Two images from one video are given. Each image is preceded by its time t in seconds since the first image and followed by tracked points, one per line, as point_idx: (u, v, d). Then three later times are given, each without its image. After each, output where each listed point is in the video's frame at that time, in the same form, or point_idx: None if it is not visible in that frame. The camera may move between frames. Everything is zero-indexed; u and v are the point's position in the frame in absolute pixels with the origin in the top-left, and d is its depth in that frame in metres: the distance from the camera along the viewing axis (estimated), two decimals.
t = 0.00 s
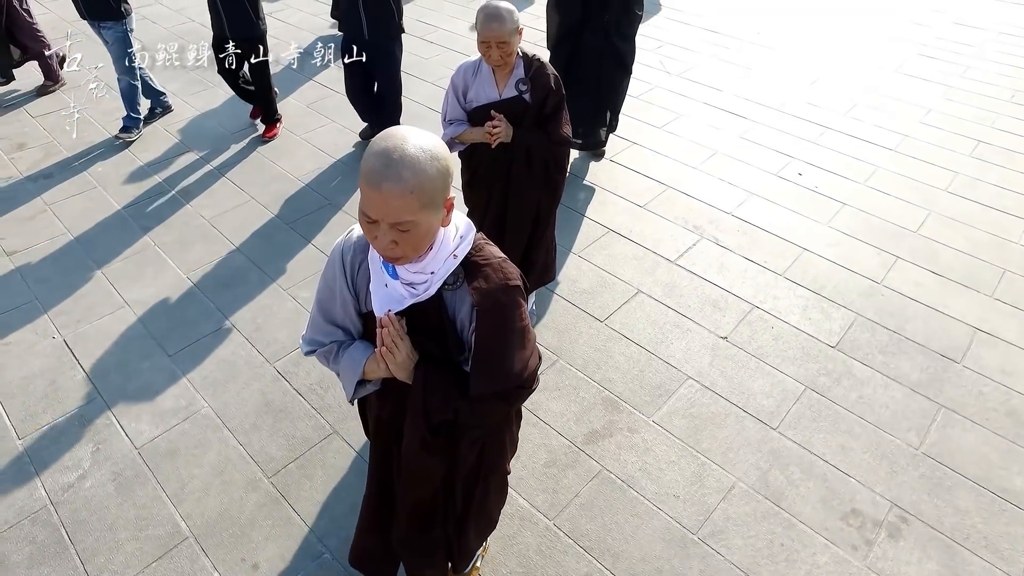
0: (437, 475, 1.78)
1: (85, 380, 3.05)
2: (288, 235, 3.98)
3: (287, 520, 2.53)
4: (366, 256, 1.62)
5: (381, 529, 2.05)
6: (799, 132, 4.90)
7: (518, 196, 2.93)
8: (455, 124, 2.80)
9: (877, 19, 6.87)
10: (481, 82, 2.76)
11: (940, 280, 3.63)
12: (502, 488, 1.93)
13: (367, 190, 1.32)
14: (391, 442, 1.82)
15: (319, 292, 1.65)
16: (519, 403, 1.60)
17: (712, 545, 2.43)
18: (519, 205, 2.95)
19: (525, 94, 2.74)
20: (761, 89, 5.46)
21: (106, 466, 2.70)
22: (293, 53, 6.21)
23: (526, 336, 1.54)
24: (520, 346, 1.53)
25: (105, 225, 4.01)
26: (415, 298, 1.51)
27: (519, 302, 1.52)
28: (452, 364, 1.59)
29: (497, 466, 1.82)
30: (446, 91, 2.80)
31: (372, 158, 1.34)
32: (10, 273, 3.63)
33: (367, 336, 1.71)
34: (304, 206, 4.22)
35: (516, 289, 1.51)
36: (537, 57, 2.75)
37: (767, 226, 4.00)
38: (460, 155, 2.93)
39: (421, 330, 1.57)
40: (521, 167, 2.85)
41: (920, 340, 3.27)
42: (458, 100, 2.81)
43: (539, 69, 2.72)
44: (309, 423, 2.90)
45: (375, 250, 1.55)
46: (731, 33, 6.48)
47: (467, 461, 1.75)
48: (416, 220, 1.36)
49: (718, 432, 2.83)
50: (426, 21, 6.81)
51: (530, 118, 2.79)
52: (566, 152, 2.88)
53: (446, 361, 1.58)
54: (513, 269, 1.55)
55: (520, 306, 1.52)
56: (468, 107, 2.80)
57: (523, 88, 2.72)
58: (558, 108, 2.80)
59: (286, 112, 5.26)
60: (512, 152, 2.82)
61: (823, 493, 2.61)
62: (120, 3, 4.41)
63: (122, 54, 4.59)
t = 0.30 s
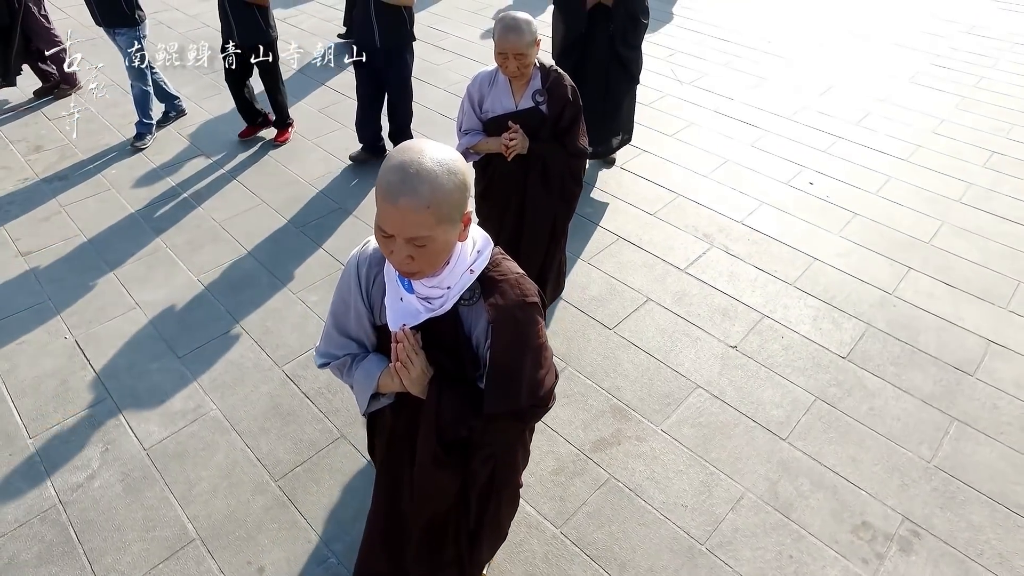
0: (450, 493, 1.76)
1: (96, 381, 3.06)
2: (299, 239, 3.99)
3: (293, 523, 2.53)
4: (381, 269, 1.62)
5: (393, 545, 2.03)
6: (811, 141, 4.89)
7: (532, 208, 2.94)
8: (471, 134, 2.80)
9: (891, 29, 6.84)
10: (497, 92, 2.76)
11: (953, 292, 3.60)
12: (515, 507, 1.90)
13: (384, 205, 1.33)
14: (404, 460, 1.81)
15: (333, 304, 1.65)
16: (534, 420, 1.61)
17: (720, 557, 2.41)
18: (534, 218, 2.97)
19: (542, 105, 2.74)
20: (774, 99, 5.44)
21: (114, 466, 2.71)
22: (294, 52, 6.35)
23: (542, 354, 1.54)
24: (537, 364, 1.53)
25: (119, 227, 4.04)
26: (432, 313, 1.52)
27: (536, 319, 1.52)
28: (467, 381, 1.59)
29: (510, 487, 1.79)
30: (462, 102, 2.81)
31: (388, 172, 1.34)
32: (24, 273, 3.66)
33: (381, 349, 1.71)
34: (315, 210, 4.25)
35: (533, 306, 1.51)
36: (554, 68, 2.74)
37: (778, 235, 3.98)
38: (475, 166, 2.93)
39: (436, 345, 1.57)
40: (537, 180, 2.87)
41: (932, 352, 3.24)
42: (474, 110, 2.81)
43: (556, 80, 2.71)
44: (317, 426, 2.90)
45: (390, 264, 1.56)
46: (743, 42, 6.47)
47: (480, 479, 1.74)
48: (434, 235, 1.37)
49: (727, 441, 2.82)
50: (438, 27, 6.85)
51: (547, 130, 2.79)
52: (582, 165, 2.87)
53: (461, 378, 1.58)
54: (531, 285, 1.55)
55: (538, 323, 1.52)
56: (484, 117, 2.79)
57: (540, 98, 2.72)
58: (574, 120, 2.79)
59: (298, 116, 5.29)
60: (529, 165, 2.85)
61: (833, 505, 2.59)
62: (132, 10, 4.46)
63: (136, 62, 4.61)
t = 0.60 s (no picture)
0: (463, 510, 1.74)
1: (106, 381, 3.09)
2: (310, 243, 4.01)
3: (300, 527, 2.53)
4: (391, 280, 1.63)
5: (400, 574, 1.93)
6: (823, 150, 4.87)
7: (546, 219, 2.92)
8: (485, 143, 2.81)
9: (904, 39, 6.80)
10: (513, 101, 2.77)
11: (967, 303, 3.57)
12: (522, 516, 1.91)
13: (396, 220, 1.33)
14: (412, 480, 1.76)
15: (343, 314, 1.64)
16: (545, 437, 1.62)
17: (728, 568, 2.39)
18: (549, 231, 2.93)
19: (558, 115, 2.74)
20: (785, 108, 5.43)
21: (123, 467, 2.72)
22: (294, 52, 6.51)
23: (555, 370, 1.54)
24: (550, 380, 1.53)
25: (131, 229, 4.08)
26: (442, 327, 1.52)
27: (550, 335, 1.52)
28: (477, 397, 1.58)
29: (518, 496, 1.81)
30: (477, 110, 2.82)
31: (401, 187, 1.35)
32: (38, 274, 3.70)
33: (390, 360, 1.71)
34: (325, 214, 4.27)
35: (547, 322, 1.51)
36: (571, 79, 2.76)
37: (790, 244, 3.96)
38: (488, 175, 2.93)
39: (447, 361, 1.56)
40: (553, 191, 2.86)
41: (945, 364, 3.21)
42: (489, 119, 2.83)
43: (573, 91, 2.73)
44: (324, 430, 2.91)
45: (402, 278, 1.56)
46: (754, 51, 6.46)
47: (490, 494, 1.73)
48: (447, 250, 1.37)
49: (736, 451, 2.80)
50: (450, 34, 6.89)
51: (564, 140, 2.78)
52: (598, 177, 2.87)
53: (472, 395, 1.57)
54: (544, 301, 1.55)
55: (551, 340, 1.52)
56: (499, 126, 2.81)
57: (555, 109, 2.73)
58: (590, 132, 2.79)
59: (310, 121, 5.33)
60: (544, 174, 2.83)
61: (843, 517, 2.56)
62: (147, 17, 4.51)
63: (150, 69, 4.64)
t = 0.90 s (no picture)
0: (469, 525, 1.74)
1: (117, 382, 3.11)
2: (321, 248, 4.03)
3: (307, 530, 2.53)
4: (399, 292, 1.59)
5: None
6: (835, 160, 4.85)
7: (560, 230, 2.92)
8: (499, 152, 2.82)
9: (917, 48, 6.77)
10: (527, 111, 2.77)
11: (980, 314, 3.53)
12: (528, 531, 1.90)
13: (405, 236, 1.31)
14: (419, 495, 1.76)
15: (350, 325, 1.62)
16: (553, 457, 1.64)
17: None
18: (565, 242, 2.93)
19: (572, 126, 2.73)
20: (797, 117, 5.41)
21: (133, 467, 2.74)
22: (295, 51, 6.67)
23: (563, 388, 1.54)
24: (558, 399, 1.53)
25: (144, 231, 4.11)
26: (449, 342, 1.50)
27: (558, 353, 1.50)
28: (484, 414, 1.58)
29: (525, 512, 1.80)
30: (492, 120, 2.82)
31: (411, 202, 1.32)
32: (52, 275, 3.74)
33: (396, 374, 1.69)
34: (336, 219, 4.29)
35: (556, 340, 1.49)
36: (587, 90, 2.73)
37: (800, 253, 3.95)
38: (502, 183, 2.94)
39: (453, 377, 1.55)
40: (568, 202, 2.84)
41: (958, 375, 3.18)
42: (503, 128, 2.82)
43: (588, 101, 2.70)
44: (332, 434, 2.91)
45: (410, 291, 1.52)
46: (766, 60, 6.45)
47: (497, 510, 1.73)
48: (456, 267, 1.34)
49: (745, 461, 2.78)
50: (461, 41, 6.93)
51: (577, 150, 2.76)
52: (613, 188, 2.84)
53: (478, 412, 1.57)
54: (553, 318, 1.53)
55: (559, 358, 1.51)
56: (513, 136, 2.81)
57: (570, 120, 2.72)
58: (604, 142, 2.77)
59: (322, 126, 5.37)
60: (557, 187, 2.82)
61: (854, 529, 2.54)
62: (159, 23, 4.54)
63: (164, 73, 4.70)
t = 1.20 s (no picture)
0: (472, 546, 1.71)
1: (128, 383, 3.13)
2: (330, 252, 4.05)
3: (313, 533, 2.54)
4: (401, 307, 1.59)
5: None
6: (845, 168, 4.83)
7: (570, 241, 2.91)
8: (509, 161, 2.83)
9: (930, 57, 6.75)
10: (538, 121, 2.77)
11: (993, 325, 3.51)
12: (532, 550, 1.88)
13: (407, 252, 1.29)
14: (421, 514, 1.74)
15: (352, 340, 1.61)
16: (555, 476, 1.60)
17: None
18: (576, 253, 2.90)
19: (583, 137, 2.72)
20: (807, 126, 5.39)
21: (142, 467, 2.76)
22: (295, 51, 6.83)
23: (566, 407, 1.53)
24: (561, 418, 1.53)
25: (156, 233, 4.15)
26: (450, 359, 1.49)
27: (562, 370, 1.50)
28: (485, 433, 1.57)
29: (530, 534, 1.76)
30: (503, 127, 2.84)
31: (414, 217, 1.30)
32: (65, 275, 3.77)
33: (396, 390, 1.68)
34: (346, 223, 4.31)
35: (559, 358, 1.49)
36: (598, 100, 2.71)
37: (810, 262, 3.93)
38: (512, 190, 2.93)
39: (454, 395, 1.53)
40: (579, 213, 2.82)
41: (969, 387, 3.16)
42: (514, 137, 2.84)
43: (599, 112, 2.69)
44: (340, 437, 2.92)
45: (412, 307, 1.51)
46: (777, 68, 6.44)
47: (500, 530, 1.70)
48: (458, 284, 1.32)
49: (754, 469, 2.77)
50: (472, 47, 6.97)
51: (586, 161, 2.75)
52: (624, 199, 2.82)
53: (480, 431, 1.55)
54: (558, 336, 1.52)
55: (562, 376, 1.50)
56: (524, 144, 2.82)
57: (581, 131, 2.71)
58: (615, 154, 2.74)
59: (333, 130, 5.40)
60: (568, 198, 2.82)
61: (863, 540, 2.52)
62: (170, 31, 4.57)
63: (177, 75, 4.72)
